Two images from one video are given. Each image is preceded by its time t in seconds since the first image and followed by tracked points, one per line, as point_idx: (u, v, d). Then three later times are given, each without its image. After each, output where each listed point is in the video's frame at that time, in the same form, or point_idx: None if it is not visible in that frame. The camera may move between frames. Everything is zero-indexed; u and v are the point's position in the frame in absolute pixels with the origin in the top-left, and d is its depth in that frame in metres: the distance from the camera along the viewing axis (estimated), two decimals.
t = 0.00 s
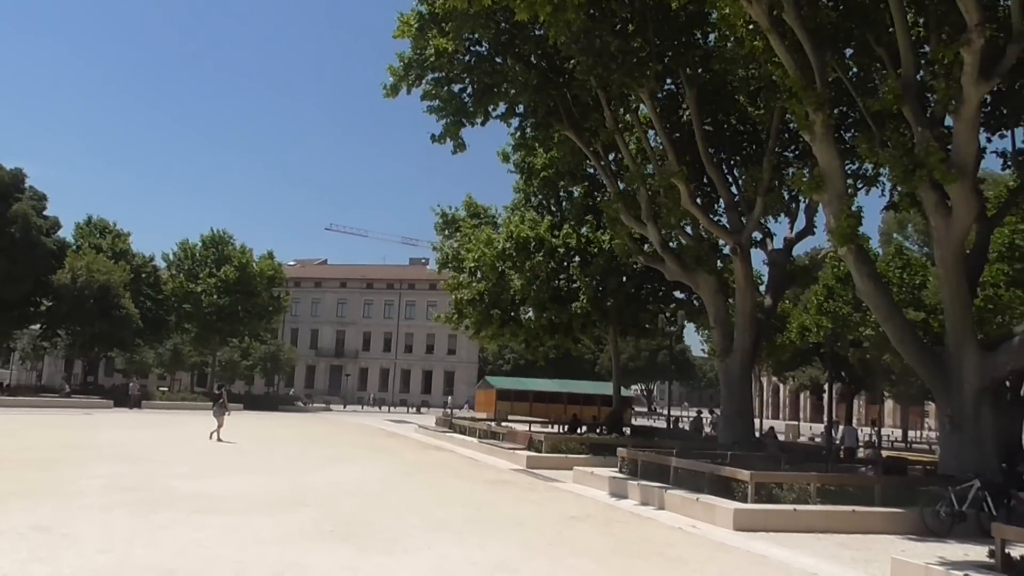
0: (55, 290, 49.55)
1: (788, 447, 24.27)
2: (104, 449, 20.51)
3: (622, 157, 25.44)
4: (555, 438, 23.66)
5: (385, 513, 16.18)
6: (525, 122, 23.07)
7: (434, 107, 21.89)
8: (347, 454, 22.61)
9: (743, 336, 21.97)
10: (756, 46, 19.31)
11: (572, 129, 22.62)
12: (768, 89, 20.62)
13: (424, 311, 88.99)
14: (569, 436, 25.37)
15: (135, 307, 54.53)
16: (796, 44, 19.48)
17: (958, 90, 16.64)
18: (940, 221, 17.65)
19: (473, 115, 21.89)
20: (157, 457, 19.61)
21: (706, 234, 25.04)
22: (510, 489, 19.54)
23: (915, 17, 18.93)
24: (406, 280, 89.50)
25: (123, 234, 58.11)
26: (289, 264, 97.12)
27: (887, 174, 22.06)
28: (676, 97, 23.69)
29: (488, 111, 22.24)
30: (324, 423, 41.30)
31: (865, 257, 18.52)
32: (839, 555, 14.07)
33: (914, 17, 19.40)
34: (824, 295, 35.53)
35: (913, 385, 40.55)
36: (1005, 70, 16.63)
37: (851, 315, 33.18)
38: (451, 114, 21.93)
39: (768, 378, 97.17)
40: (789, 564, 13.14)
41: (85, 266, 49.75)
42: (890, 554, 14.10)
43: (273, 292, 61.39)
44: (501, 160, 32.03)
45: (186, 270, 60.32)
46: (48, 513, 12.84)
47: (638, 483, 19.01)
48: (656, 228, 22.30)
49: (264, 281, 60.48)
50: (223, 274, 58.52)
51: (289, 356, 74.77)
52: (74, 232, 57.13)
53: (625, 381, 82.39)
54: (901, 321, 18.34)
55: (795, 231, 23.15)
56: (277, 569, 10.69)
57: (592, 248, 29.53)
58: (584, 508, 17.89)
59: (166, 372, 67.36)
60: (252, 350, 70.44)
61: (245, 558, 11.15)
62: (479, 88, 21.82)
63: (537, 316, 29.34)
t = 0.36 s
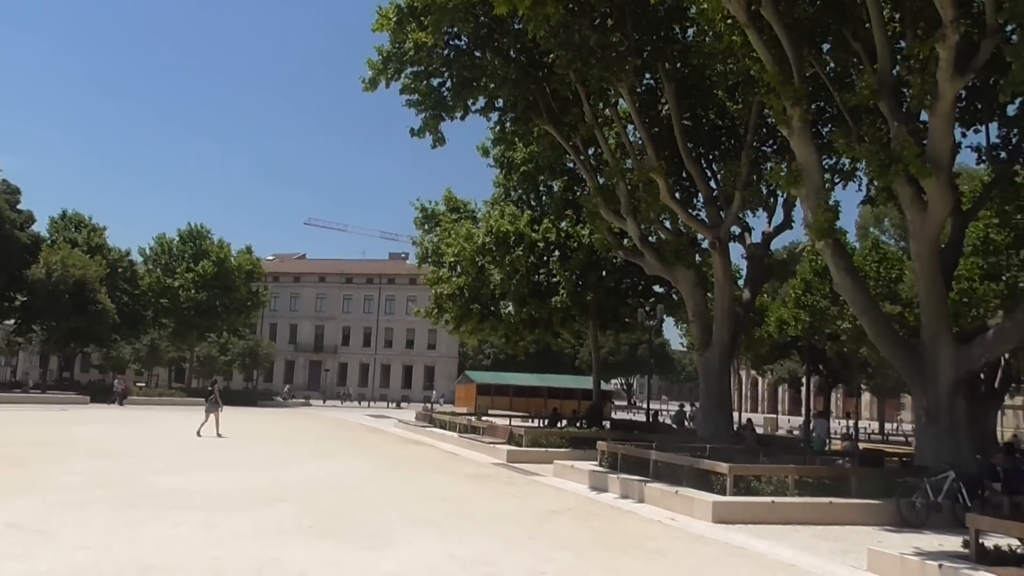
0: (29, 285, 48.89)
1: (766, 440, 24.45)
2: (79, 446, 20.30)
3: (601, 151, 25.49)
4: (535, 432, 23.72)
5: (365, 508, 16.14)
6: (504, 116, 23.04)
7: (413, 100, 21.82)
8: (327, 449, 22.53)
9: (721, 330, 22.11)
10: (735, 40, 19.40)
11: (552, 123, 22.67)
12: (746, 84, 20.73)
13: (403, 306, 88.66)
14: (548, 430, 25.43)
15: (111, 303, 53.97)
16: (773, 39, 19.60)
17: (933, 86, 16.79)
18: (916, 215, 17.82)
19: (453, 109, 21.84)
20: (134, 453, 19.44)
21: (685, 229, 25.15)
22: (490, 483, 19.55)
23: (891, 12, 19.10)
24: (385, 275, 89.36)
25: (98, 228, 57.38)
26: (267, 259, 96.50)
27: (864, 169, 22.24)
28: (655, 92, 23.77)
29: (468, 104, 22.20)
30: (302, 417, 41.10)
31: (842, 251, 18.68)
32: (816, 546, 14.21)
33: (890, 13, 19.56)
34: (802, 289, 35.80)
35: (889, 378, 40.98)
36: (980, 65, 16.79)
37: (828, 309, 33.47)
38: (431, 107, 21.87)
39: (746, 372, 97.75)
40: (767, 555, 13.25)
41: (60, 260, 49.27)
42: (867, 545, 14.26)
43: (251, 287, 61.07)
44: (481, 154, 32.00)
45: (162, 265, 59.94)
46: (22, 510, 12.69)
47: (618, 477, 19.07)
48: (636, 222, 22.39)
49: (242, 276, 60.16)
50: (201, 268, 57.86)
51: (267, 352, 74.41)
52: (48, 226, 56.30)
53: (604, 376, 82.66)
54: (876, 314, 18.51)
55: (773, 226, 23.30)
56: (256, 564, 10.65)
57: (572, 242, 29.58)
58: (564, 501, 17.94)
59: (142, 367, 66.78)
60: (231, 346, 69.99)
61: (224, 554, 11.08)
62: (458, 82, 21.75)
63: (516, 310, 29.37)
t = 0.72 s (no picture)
0: (11, 282, 48.48)
1: (752, 433, 24.57)
2: (64, 444, 20.17)
3: (587, 146, 25.52)
4: (523, 428, 23.77)
5: (352, 504, 16.13)
6: (490, 111, 23.00)
7: (398, 96, 21.75)
8: (314, 446, 22.49)
9: (708, 324, 22.20)
10: (720, 35, 19.43)
11: (538, 119, 22.68)
12: (731, 79, 20.79)
13: (391, 302, 88.60)
14: (536, 425, 25.48)
15: (95, 300, 53.63)
16: (758, 34, 19.66)
17: (916, 80, 16.89)
18: (900, 209, 17.93)
19: (438, 104, 21.78)
20: (119, 451, 19.33)
21: (671, 224, 25.23)
22: (477, 479, 19.57)
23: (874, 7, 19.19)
24: (372, 271, 89.13)
25: (81, 225, 56.93)
26: (253, 256, 96.07)
27: (849, 164, 22.35)
28: (641, 87, 23.82)
29: (454, 100, 22.13)
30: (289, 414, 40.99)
31: (827, 245, 18.77)
32: (802, 538, 14.30)
33: (873, 8, 19.65)
34: (787, 283, 35.94)
35: (873, 371, 41.26)
36: (962, 60, 16.89)
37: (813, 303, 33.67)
38: (416, 102, 21.81)
39: (733, 366, 98.22)
40: (753, 548, 13.33)
41: (42, 258, 48.74)
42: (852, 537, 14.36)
43: (236, 284, 60.83)
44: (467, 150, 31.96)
45: (147, 262, 59.52)
46: (6, 509, 12.61)
47: (605, 471, 19.11)
48: (622, 217, 22.43)
49: (227, 273, 59.95)
50: (186, 266, 57.79)
51: (253, 349, 74.18)
52: (30, 222, 55.82)
53: (591, 372, 82.82)
54: (861, 308, 18.63)
55: (758, 221, 23.39)
56: (243, 562, 10.63)
57: (558, 238, 29.61)
58: (552, 496, 17.98)
59: (127, 365, 66.35)
60: (217, 343, 69.67)
61: (210, 551, 11.06)
62: (444, 78, 21.69)
63: (504, 306, 29.37)
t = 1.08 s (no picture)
0: None
1: (739, 430, 24.67)
2: (50, 442, 20.07)
3: (576, 144, 25.56)
4: (512, 425, 23.83)
5: (341, 502, 16.12)
6: (479, 108, 23.02)
7: (387, 92, 21.69)
8: (302, 443, 22.47)
9: (695, 321, 22.27)
10: (708, 33, 19.50)
11: (526, 116, 22.70)
12: (720, 77, 20.87)
13: (380, 299, 88.46)
14: (524, 422, 25.52)
15: (81, 297, 53.35)
16: (747, 32, 19.72)
17: (903, 79, 16.98)
18: (887, 206, 18.01)
19: (427, 101, 21.77)
20: (106, 449, 19.26)
21: (660, 222, 25.29)
22: (466, 476, 19.57)
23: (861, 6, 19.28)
24: (361, 268, 88.80)
25: (67, 221, 56.57)
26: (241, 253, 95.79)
27: (836, 162, 22.44)
28: (630, 84, 23.88)
29: (443, 97, 22.11)
30: (276, 412, 40.93)
31: (814, 243, 18.83)
32: (789, 535, 14.38)
33: (861, 6, 19.74)
34: (775, 281, 36.07)
35: (860, 368, 41.51)
36: (948, 59, 16.98)
37: (801, 301, 33.86)
38: (405, 99, 21.77)
39: (721, 364, 98.54)
40: (741, 545, 13.39)
41: (28, 254, 48.44)
42: (839, 533, 14.45)
43: (224, 281, 60.70)
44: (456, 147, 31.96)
45: (134, 259, 59.24)
46: None
47: (594, 468, 19.15)
48: (611, 215, 22.47)
49: (215, 270, 59.81)
50: (173, 263, 57.62)
51: (241, 346, 74.00)
52: (15, 218, 55.40)
53: (580, 370, 82.94)
54: (848, 304, 18.71)
55: (746, 218, 23.46)
56: (230, 559, 10.61)
57: (547, 236, 29.64)
58: (541, 493, 18.02)
59: (114, 362, 66.02)
60: (204, 341, 69.48)
61: (197, 549, 11.02)
62: (433, 74, 21.67)
63: (493, 303, 29.41)
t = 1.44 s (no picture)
0: None
1: (724, 427, 24.78)
2: (32, 441, 19.93)
3: (562, 142, 25.59)
4: (498, 422, 23.86)
5: (327, 500, 16.08)
6: (465, 105, 23.00)
7: (373, 90, 21.63)
8: (288, 442, 22.40)
9: (681, 318, 22.34)
10: (693, 31, 19.56)
11: (512, 114, 22.70)
12: (705, 75, 20.96)
13: (366, 297, 88.22)
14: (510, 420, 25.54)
15: (64, 296, 52.95)
16: (732, 30, 19.79)
17: (886, 78, 17.09)
18: (871, 204, 18.12)
19: (413, 98, 21.74)
20: (90, 448, 19.15)
21: (646, 220, 25.35)
22: (453, 474, 19.57)
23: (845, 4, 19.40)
24: (346, 266, 88.53)
25: (49, 219, 56.09)
26: (226, 251, 95.36)
27: (820, 159, 22.55)
28: (616, 82, 23.93)
29: (429, 94, 22.09)
30: (260, 410, 40.78)
31: (799, 240, 18.91)
32: (774, 530, 14.47)
33: (845, 5, 19.86)
34: (760, 278, 36.19)
35: (844, 364, 41.79)
36: (931, 58, 17.10)
37: (786, 298, 34.06)
38: (391, 96, 21.71)
39: (706, 361, 98.92)
40: (726, 541, 13.46)
41: (10, 252, 48.03)
42: (823, 529, 14.55)
43: (208, 279, 60.42)
44: (441, 145, 31.92)
45: (117, 257, 58.83)
46: None
47: (580, 466, 19.18)
48: (597, 212, 22.49)
49: (199, 268, 59.52)
50: (157, 261, 57.29)
51: (226, 345, 73.67)
52: None
53: (566, 368, 83.03)
54: (833, 301, 18.82)
55: (732, 216, 23.52)
56: (215, 558, 10.57)
57: (533, 233, 29.65)
58: (527, 491, 18.05)
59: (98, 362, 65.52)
60: (189, 340, 69.10)
61: (181, 548, 10.97)
62: (419, 72, 21.62)
63: (479, 301, 29.41)
